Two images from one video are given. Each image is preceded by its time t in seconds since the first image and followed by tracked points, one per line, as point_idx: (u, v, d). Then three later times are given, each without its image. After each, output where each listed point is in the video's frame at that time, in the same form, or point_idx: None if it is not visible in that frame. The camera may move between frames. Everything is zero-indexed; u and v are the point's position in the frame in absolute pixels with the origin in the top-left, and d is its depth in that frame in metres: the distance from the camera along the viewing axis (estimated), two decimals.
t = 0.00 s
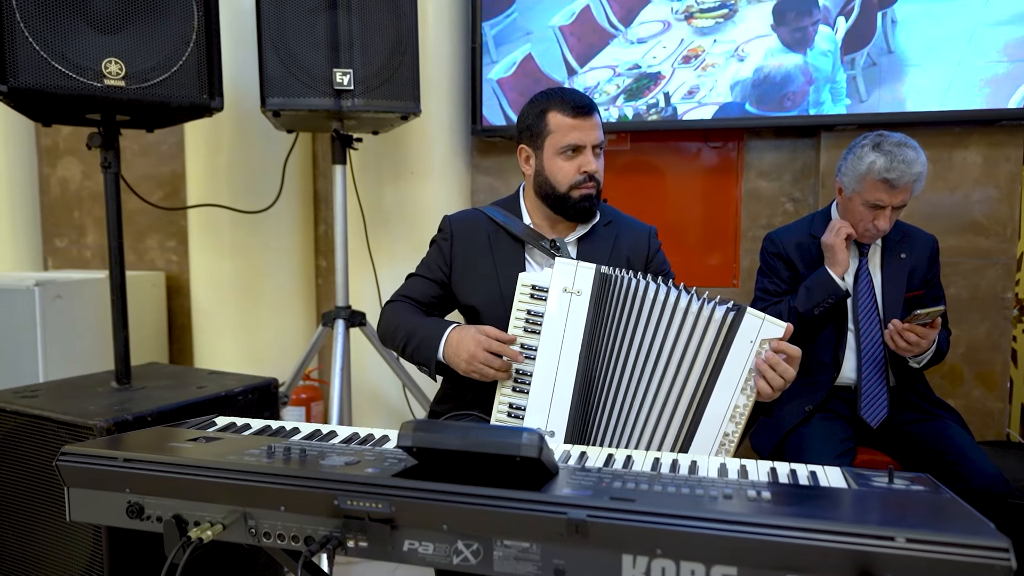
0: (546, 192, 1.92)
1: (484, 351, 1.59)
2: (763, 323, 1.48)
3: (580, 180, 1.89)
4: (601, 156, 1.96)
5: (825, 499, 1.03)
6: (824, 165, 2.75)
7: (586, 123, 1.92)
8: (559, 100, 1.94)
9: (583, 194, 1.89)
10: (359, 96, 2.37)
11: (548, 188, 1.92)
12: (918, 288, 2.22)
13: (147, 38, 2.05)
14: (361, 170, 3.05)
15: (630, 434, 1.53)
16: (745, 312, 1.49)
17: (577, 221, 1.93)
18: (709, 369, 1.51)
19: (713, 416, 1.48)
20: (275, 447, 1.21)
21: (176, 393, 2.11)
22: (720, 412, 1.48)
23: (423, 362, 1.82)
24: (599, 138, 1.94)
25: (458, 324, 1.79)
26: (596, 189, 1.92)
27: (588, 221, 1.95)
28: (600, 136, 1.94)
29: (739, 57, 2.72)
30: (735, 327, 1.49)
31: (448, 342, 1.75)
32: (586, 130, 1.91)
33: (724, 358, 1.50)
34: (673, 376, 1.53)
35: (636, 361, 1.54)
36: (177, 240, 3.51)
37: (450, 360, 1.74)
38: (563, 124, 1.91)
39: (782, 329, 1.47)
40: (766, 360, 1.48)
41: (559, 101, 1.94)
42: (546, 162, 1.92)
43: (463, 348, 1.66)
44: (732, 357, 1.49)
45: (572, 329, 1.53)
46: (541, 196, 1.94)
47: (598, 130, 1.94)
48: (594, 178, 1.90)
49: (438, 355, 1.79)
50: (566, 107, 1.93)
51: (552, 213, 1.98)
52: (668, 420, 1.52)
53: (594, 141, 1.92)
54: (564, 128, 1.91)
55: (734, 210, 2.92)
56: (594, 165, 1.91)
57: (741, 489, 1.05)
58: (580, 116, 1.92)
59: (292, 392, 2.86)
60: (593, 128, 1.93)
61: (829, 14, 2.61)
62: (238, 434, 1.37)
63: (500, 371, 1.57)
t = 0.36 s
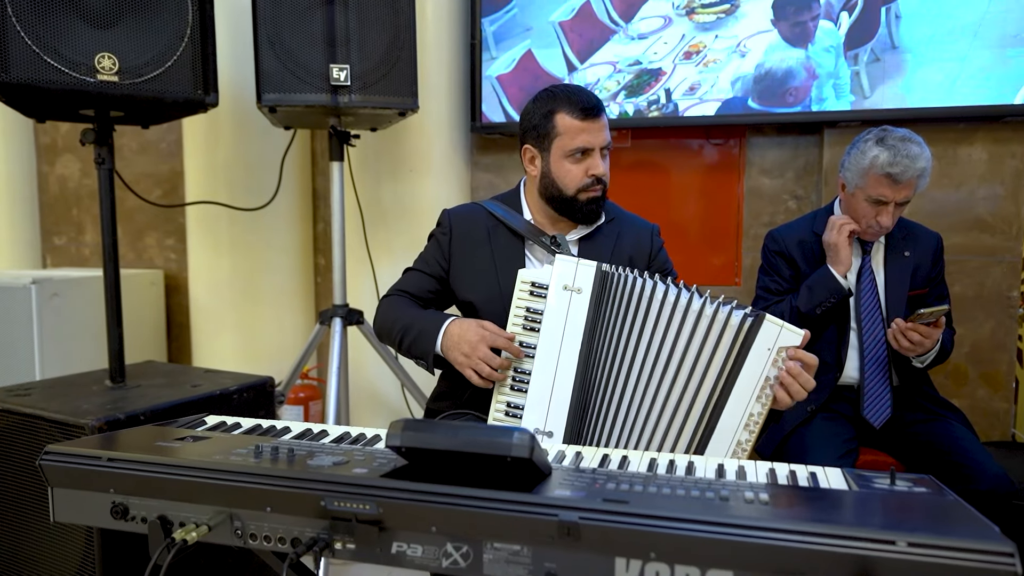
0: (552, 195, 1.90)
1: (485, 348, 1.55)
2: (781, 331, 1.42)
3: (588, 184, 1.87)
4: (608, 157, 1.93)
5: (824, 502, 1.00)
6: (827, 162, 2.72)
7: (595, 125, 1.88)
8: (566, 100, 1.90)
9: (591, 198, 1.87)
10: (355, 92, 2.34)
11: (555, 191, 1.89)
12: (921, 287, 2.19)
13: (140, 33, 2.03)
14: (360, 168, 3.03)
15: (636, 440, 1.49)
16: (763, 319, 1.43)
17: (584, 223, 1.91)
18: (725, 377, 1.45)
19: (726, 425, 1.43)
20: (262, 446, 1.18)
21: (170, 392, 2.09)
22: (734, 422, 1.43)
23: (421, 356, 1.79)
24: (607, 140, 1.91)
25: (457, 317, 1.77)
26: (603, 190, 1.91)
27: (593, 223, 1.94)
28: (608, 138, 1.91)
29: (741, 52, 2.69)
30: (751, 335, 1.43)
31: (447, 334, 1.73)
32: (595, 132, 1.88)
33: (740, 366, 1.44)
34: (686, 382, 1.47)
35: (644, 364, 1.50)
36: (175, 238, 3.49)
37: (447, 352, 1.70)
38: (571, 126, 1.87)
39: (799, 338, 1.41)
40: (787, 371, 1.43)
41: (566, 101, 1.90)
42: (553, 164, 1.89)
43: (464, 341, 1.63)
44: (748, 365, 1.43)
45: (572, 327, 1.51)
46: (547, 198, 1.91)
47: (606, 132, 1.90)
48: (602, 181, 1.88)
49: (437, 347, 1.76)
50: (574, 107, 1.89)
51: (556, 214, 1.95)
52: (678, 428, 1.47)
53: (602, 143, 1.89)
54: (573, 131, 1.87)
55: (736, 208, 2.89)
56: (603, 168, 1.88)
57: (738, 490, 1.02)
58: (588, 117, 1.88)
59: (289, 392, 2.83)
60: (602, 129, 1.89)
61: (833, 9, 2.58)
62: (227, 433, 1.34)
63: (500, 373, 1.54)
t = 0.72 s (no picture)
0: (567, 194, 1.86)
1: (491, 341, 1.54)
2: (814, 342, 1.26)
3: (605, 184, 1.83)
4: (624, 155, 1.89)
5: (842, 509, 0.96)
6: (833, 159, 2.68)
7: (613, 124, 1.84)
8: (584, 98, 1.85)
9: (608, 197, 1.84)
10: (354, 87, 2.29)
11: (571, 191, 1.85)
12: (931, 286, 2.14)
13: (134, 26, 1.98)
14: (360, 164, 2.99)
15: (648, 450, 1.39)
16: (795, 329, 1.26)
17: (599, 223, 1.88)
18: (749, 388, 1.30)
19: (749, 441, 1.30)
20: (255, 448, 1.14)
21: (165, 392, 2.05)
22: (755, 439, 1.29)
23: (425, 351, 1.75)
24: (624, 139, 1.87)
25: (461, 311, 1.73)
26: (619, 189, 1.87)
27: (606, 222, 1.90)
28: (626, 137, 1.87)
29: (746, 47, 2.65)
30: (780, 345, 1.27)
31: (452, 327, 1.69)
32: (614, 132, 1.83)
33: (767, 379, 1.28)
34: (705, 391, 1.34)
35: (660, 369, 1.39)
36: (172, 236, 3.45)
37: (451, 347, 1.68)
38: (590, 125, 1.82)
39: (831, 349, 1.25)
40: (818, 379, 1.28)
41: (584, 99, 1.85)
42: (569, 163, 1.85)
43: (468, 334, 1.62)
44: (776, 378, 1.28)
45: (582, 326, 1.48)
46: (561, 197, 1.87)
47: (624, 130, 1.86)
48: (619, 181, 1.84)
49: (441, 341, 1.72)
50: (591, 106, 1.84)
51: (569, 213, 1.92)
52: (696, 441, 1.34)
53: (620, 142, 1.85)
54: (591, 130, 1.82)
55: (741, 205, 2.84)
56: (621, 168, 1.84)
57: (751, 496, 0.98)
58: (606, 116, 1.83)
59: (287, 391, 2.79)
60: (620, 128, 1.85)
61: (839, 3, 2.54)
62: (220, 435, 1.30)
63: (508, 367, 1.51)
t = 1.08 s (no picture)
0: (570, 191, 1.80)
1: (491, 343, 1.49)
2: (840, 353, 1.22)
3: (610, 180, 1.77)
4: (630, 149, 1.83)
5: (864, 521, 0.90)
6: (837, 155, 2.63)
7: (617, 117, 1.77)
8: (587, 91, 1.78)
9: (612, 194, 1.78)
10: (347, 80, 2.23)
11: (574, 188, 1.79)
12: (938, 284, 2.09)
13: (119, 16, 1.92)
14: (353, 161, 2.91)
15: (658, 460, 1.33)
16: (820, 339, 1.22)
17: (604, 221, 1.82)
18: (770, 399, 1.26)
19: (769, 454, 1.25)
20: (241, 455, 1.08)
21: (151, 393, 1.99)
22: (775, 453, 1.25)
23: (422, 348, 1.69)
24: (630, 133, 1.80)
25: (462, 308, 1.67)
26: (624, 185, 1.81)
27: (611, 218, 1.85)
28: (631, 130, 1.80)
29: (748, 41, 2.59)
30: (804, 354, 1.23)
31: (451, 326, 1.62)
32: (618, 126, 1.77)
33: (790, 390, 1.25)
34: (723, 400, 1.29)
35: (674, 374, 1.34)
36: (162, 234, 3.38)
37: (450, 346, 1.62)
38: (593, 119, 1.76)
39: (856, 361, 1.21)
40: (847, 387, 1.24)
41: (587, 91, 1.78)
42: (572, 158, 1.79)
43: (468, 336, 1.56)
44: (801, 389, 1.24)
45: (587, 326, 1.42)
46: (565, 194, 1.81)
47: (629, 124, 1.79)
48: (624, 176, 1.79)
49: (439, 339, 1.65)
50: (594, 99, 1.77)
51: (573, 209, 1.86)
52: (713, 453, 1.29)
53: (625, 137, 1.78)
54: (594, 125, 1.76)
55: (743, 202, 2.79)
56: (626, 163, 1.78)
57: (767, 506, 0.92)
58: (609, 109, 1.76)
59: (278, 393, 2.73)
60: (624, 121, 1.78)
61: None
62: (205, 440, 1.24)
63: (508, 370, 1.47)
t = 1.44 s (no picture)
0: (558, 185, 1.75)
1: (485, 340, 1.42)
2: (853, 360, 1.17)
3: (598, 174, 1.71)
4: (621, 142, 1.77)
5: (878, 529, 0.85)
6: (830, 151, 2.59)
7: (607, 109, 1.71)
8: (577, 81, 1.72)
9: (601, 188, 1.72)
10: (331, 71, 2.16)
11: (562, 182, 1.74)
12: (936, 280, 2.06)
13: (92, 3, 1.84)
14: (338, 155, 2.85)
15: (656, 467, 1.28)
16: (836, 344, 1.17)
17: (593, 216, 1.77)
18: (779, 406, 1.21)
19: (777, 463, 1.20)
20: (215, 462, 1.01)
21: (126, 396, 1.91)
22: (784, 462, 1.19)
23: (411, 347, 1.63)
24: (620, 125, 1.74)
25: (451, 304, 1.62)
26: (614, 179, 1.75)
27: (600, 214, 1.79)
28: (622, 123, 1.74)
29: (741, 34, 2.55)
30: (817, 360, 1.18)
31: (442, 324, 1.57)
32: (607, 118, 1.71)
33: (801, 397, 1.19)
34: (730, 406, 1.23)
35: (677, 377, 1.28)
36: (141, 232, 3.30)
37: (441, 344, 1.56)
38: (582, 111, 1.70)
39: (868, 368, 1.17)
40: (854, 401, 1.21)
41: (577, 82, 1.72)
42: (560, 151, 1.73)
43: (461, 333, 1.49)
44: (811, 397, 1.18)
45: (580, 323, 1.37)
46: (552, 188, 1.76)
47: (620, 116, 1.73)
48: (614, 171, 1.72)
49: (428, 337, 1.60)
50: (583, 90, 1.71)
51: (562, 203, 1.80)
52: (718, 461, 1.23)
53: (615, 129, 1.72)
54: (582, 117, 1.70)
55: (735, 197, 2.75)
56: (616, 157, 1.72)
57: (775, 514, 0.87)
58: (599, 101, 1.70)
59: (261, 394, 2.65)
60: (615, 114, 1.72)
61: None
62: (179, 445, 1.17)
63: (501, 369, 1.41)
